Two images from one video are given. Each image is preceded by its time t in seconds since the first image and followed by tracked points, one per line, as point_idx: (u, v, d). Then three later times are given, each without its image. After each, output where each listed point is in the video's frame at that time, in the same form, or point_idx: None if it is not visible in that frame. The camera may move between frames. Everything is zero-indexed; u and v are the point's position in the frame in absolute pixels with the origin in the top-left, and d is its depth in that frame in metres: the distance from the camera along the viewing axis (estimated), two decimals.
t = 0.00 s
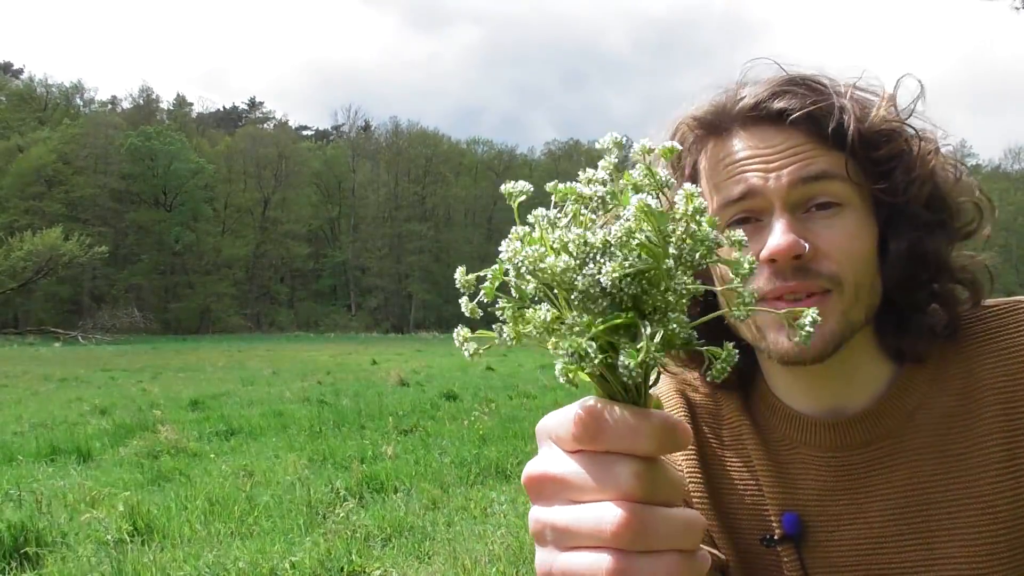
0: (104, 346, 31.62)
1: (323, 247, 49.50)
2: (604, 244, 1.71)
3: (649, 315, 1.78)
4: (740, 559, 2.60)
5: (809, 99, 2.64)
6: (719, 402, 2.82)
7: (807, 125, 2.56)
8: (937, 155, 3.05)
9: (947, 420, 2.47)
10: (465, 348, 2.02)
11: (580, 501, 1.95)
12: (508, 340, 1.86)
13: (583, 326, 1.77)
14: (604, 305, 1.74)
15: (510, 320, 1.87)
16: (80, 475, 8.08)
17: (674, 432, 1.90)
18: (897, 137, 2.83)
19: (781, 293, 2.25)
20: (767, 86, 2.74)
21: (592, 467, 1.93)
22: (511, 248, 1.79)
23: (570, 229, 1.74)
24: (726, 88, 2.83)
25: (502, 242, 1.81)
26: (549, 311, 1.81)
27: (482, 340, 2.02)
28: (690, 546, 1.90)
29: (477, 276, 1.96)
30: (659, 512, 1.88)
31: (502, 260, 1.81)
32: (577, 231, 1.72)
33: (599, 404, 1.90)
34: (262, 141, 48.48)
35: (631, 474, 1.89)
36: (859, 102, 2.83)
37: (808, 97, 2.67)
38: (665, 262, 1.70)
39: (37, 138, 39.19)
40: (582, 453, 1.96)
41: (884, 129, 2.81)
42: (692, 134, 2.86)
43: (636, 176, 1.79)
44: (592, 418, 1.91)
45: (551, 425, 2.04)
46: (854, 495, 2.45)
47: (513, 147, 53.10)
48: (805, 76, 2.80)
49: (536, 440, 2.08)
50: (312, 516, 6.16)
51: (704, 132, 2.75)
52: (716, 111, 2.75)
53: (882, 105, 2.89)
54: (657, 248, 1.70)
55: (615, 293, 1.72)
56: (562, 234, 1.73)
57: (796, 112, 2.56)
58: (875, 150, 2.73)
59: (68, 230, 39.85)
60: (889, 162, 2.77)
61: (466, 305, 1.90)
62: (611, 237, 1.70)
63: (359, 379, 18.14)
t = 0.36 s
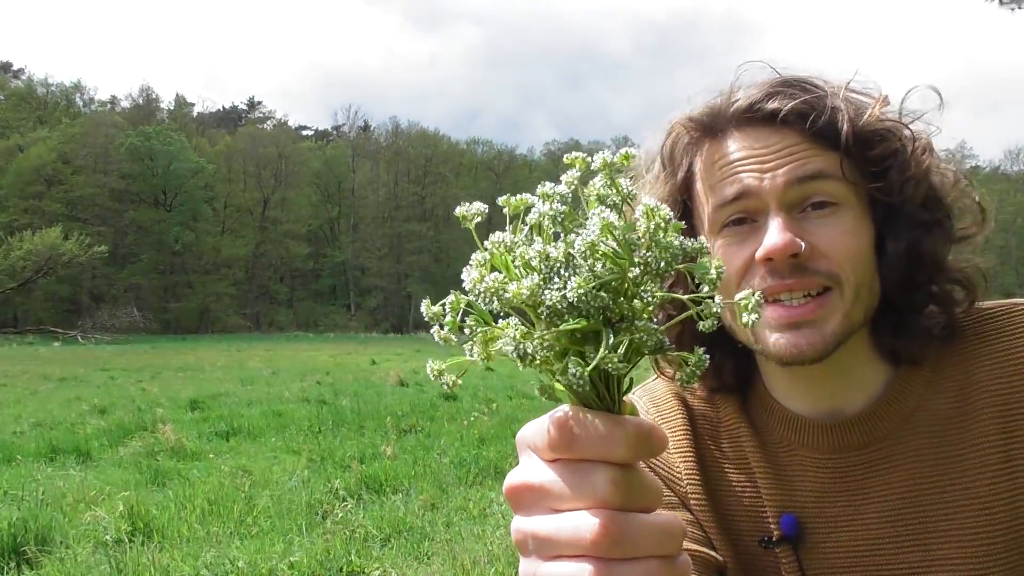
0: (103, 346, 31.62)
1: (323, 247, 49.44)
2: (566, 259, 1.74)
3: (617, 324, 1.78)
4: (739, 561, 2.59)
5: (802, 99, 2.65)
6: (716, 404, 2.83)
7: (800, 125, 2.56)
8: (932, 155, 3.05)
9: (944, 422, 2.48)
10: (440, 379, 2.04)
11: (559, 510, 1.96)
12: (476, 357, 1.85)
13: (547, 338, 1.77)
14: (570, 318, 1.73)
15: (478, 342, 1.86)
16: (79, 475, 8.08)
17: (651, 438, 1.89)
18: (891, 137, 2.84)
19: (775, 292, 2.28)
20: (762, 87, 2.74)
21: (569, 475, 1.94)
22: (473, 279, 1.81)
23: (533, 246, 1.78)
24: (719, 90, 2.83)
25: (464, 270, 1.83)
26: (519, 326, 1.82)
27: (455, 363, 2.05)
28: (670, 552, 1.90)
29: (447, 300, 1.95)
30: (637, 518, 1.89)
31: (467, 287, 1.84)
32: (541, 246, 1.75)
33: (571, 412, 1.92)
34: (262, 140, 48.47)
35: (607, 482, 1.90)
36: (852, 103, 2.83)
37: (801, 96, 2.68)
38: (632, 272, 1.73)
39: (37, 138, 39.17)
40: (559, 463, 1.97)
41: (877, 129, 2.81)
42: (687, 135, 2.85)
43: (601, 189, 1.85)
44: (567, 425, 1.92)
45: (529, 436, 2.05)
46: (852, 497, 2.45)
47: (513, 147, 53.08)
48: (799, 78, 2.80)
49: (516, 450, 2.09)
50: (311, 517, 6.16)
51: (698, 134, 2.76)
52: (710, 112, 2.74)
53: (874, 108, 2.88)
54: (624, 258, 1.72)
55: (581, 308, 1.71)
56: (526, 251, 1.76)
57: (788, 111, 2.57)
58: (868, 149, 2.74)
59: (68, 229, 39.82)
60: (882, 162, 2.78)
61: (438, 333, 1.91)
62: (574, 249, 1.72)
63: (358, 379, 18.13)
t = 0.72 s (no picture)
0: (104, 346, 31.64)
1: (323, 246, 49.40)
2: (560, 243, 1.75)
3: (610, 306, 1.79)
4: (740, 561, 2.59)
5: (799, 100, 2.66)
6: (716, 404, 2.84)
7: (797, 125, 2.58)
8: (928, 155, 3.05)
9: (943, 420, 2.48)
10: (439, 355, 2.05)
11: (560, 489, 1.95)
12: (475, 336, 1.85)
13: (545, 316, 1.76)
14: (563, 303, 1.75)
15: (478, 321, 1.87)
16: (80, 474, 8.09)
17: (650, 416, 1.90)
18: (886, 137, 2.85)
19: (773, 292, 2.28)
20: (759, 86, 2.75)
21: (568, 454, 1.93)
22: (469, 260, 1.82)
23: (527, 232, 1.79)
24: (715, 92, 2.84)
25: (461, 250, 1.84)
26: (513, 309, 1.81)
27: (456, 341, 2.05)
28: (672, 526, 1.91)
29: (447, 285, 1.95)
30: (637, 495, 1.89)
31: (463, 269, 1.84)
32: (535, 232, 1.77)
33: (570, 392, 1.92)
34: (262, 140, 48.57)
35: (605, 458, 1.89)
36: (848, 103, 2.83)
37: (797, 97, 2.69)
38: (626, 258, 1.74)
39: (37, 137, 39.27)
40: (559, 443, 1.96)
41: (872, 129, 2.83)
42: (685, 137, 2.87)
43: (592, 177, 1.85)
44: (567, 405, 1.92)
45: (528, 418, 2.04)
46: (850, 496, 2.45)
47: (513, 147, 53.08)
48: (796, 78, 2.82)
49: (515, 433, 2.08)
50: (312, 517, 6.17)
51: (695, 135, 2.79)
52: (707, 113, 2.76)
53: (870, 107, 2.89)
54: (617, 240, 1.72)
55: (578, 289, 1.73)
56: (521, 236, 1.77)
57: (786, 111, 2.59)
58: (865, 148, 2.75)
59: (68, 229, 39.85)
60: (879, 160, 2.78)
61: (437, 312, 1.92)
62: (568, 232, 1.73)
63: (358, 379, 18.13)
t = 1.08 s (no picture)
0: (104, 346, 31.67)
1: (324, 246, 49.33)
2: (552, 245, 1.75)
3: (598, 307, 1.77)
4: (738, 561, 2.59)
5: (794, 100, 2.67)
6: (713, 407, 2.84)
7: (792, 125, 2.58)
8: (922, 154, 3.06)
9: (939, 420, 2.48)
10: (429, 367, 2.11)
11: (550, 496, 1.96)
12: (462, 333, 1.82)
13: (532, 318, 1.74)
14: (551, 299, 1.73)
15: (466, 314, 1.85)
16: (79, 475, 8.08)
17: (639, 420, 1.89)
18: (880, 136, 2.85)
19: (770, 292, 2.27)
20: (752, 89, 2.76)
21: (557, 463, 1.94)
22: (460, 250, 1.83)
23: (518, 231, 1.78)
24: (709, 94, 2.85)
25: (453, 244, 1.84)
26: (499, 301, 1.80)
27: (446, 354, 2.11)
28: (661, 533, 1.91)
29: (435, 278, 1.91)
30: (626, 500, 1.89)
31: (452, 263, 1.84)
32: (526, 233, 1.76)
33: (557, 400, 1.92)
34: (263, 141, 48.65)
35: (593, 465, 1.90)
36: (841, 104, 2.84)
37: (792, 97, 2.70)
38: (615, 259, 1.74)
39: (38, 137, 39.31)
40: (549, 450, 1.97)
41: (866, 128, 2.83)
42: (680, 139, 2.88)
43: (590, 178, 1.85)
44: (555, 413, 1.92)
45: (517, 424, 2.05)
46: (847, 498, 2.46)
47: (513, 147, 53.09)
48: (791, 79, 2.82)
49: (505, 439, 2.09)
50: (312, 517, 6.16)
51: (691, 137, 2.79)
52: (702, 114, 2.76)
53: (862, 109, 2.89)
54: (605, 248, 1.74)
55: (563, 292, 1.73)
56: (511, 236, 1.76)
57: (780, 112, 2.59)
58: (860, 148, 2.75)
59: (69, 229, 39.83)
60: (874, 160, 2.78)
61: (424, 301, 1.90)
62: (556, 238, 1.74)
63: (359, 379, 18.12)
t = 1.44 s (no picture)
0: (103, 344, 31.68)
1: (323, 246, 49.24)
2: (564, 259, 1.75)
3: (612, 325, 1.77)
4: (735, 559, 2.59)
5: (790, 96, 2.68)
6: (711, 408, 2.84)
7: (789, 121, 2.60)
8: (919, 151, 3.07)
9: (938, 422, 2.48)
10: (434, 378, 2.10)
11: (556, 509, 1.97)
12: (473, 358, 1.86)
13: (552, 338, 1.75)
14: (570, 320, 1.74)
15: (476, 342, 1.86)
16: (78, 474, 8.08)
17: (646, 436, 1.90)
18: (877, 134, 2.87)
19: (770, 288, 2.27)
20: (750, 85, 2.77)
21: (565, 476, 1.95)
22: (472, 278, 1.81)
23: (527, 250, 1.78)
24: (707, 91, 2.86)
25: (461, 272, 1.84)
26: (514, 327, 1.80)
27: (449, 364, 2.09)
28: (670, 551, 1.91)
29: (443, 301, 1.95)
30: (635, 517, 1.89)
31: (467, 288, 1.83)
32: (535, 248, 1.76)
33: (565, 413, 1.93)
34: (262, 140, 48.64)
35: (605, 482, 1.90)
36: (838, 101, 2.85)
37: (789, 93, 2.71)
38: (629, 271, 1.72)
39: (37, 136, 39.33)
40: (556, 462, 1.98)
41: (861, 126, 2.84)
42: (678, 135, 2.89)
43: (594, 189, 1.86)
44: (565, 423, 1.93)
45: (526, 434, 2.06)
46: (845, 498, 2.46)
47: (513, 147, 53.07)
48: (788, 77, 2.83)
49: (513, 448, 2.10)
50: (312, 516, 6.17)
51: (689, 135, 2.80)
52: (701, 111, 2.78)
53: (857, 106, 2.90)
54: (618, 254, 1.73)
55: (579, 304, 1.72)
56: (520, 254, 1.77)
57: (777, 108, 2.61)
58: (856, 146, 2.76)
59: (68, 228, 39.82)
60: (871, 157, 2.79)
61: (432, 333, 1.92)
62: (570, 251, 1.73)
63: (358, 378, 18.13)
